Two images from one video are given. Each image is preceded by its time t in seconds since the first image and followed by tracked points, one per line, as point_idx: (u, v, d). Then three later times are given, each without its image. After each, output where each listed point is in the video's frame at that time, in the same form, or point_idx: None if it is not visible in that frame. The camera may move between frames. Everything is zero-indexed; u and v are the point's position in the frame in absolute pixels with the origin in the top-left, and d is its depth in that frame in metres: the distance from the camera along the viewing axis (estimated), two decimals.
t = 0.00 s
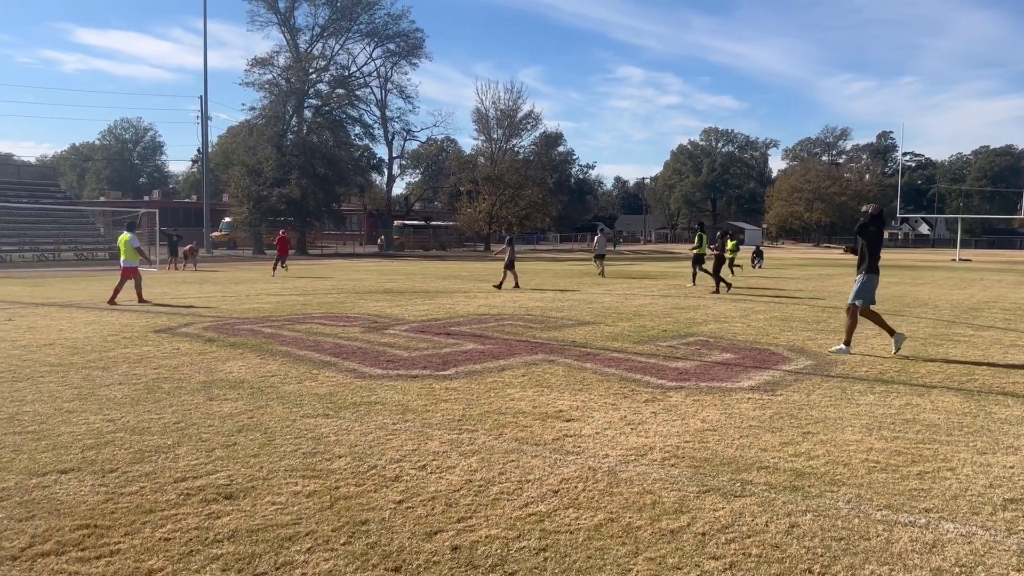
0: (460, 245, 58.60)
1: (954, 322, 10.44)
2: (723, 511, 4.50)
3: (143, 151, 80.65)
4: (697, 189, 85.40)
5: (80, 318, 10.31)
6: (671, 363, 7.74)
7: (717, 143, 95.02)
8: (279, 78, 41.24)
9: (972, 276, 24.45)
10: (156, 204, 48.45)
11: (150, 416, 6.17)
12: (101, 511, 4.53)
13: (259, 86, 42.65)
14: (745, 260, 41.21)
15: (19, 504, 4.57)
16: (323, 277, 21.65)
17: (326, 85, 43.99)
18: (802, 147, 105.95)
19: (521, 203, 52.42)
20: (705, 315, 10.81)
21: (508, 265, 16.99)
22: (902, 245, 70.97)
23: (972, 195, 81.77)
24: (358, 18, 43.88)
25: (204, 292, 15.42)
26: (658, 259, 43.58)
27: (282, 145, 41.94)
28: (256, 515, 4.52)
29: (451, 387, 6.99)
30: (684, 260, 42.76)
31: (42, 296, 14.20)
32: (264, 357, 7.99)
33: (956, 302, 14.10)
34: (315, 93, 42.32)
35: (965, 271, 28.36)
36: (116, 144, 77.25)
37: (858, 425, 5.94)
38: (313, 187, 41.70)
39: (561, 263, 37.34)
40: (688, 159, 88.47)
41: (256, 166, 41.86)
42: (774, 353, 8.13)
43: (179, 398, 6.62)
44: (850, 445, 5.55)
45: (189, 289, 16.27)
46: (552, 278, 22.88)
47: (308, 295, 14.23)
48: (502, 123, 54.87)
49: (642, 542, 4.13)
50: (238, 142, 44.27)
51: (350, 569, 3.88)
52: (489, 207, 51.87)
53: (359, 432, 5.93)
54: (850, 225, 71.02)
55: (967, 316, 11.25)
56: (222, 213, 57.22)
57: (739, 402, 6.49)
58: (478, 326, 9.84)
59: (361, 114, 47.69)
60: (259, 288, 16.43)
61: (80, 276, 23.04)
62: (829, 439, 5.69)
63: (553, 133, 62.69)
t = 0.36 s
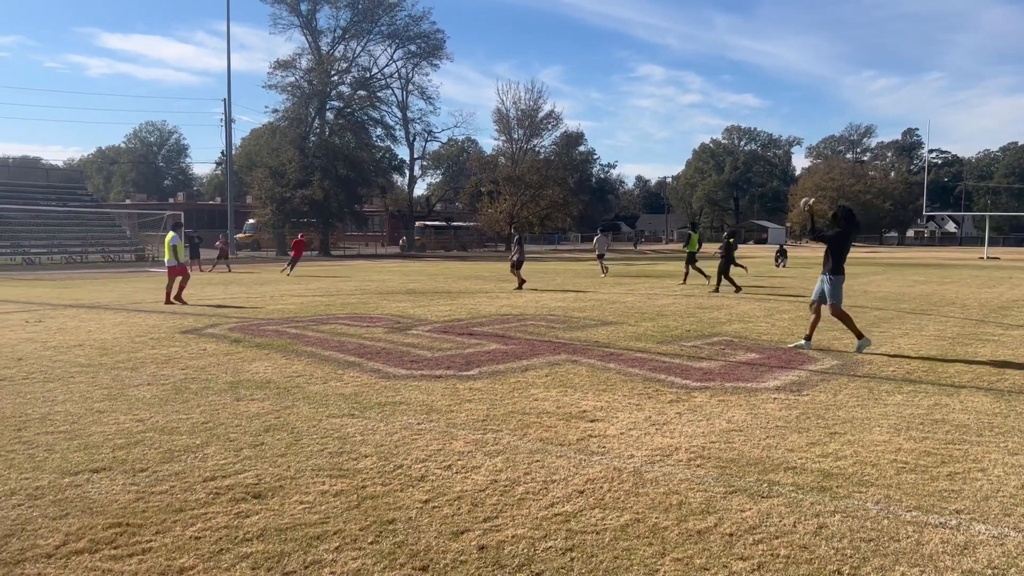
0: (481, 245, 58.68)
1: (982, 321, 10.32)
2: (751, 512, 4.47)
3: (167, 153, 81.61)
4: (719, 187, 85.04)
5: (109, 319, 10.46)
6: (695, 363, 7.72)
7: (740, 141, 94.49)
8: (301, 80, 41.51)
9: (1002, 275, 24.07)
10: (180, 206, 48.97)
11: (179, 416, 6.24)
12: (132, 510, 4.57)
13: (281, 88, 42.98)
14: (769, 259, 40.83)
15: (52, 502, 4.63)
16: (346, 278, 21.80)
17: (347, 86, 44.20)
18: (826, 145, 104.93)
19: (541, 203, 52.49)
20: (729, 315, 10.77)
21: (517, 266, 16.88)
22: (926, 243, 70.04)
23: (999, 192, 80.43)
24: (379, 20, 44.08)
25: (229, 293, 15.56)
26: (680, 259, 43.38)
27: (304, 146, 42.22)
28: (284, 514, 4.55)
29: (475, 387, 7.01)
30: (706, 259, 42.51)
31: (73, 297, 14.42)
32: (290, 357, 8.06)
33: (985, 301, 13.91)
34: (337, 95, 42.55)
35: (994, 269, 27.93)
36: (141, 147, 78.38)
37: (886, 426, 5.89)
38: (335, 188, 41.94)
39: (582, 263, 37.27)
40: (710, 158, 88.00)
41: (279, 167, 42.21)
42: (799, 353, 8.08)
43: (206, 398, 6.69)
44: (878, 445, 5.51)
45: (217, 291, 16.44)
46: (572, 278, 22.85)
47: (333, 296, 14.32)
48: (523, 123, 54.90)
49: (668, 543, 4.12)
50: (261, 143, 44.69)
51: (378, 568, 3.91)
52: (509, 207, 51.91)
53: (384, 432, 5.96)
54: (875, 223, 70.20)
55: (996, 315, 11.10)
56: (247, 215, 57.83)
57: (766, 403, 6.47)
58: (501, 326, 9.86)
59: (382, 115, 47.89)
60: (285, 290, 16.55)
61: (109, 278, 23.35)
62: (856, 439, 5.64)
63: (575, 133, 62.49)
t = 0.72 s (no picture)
0: (501, 243, 58.71)
1: (1012, 318, 10.15)
2: (775, 509, 4.45)
3: (190, 154, 82.46)
4: (741, 183, 84.56)
5: (136, 317, 10.61)
6: (717, 360, 7.69)
7: (762, 137, 93.85)
8: (322, 79, 41.72)
9: None
10: (202, 206, 49.55)
11: (204, 414, 6.32)
12: (160, 506, 4.63)
13: (302, 88, 43.25)
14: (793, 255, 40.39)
15: (82, 498, 4.71)
16: (367, 276, 21.92)
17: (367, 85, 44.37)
18: (850, 140, 103.75)
19: (562, 200, 52.26)
20: (751, 312, 10.71)
21: (526, 265, 16.73)
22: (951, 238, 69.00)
23: None
24: (399, 19, 44.17)
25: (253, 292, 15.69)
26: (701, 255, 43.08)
27: (325, 146, 42.45)
28: (309, 510, 4.59)
29: (497, 385, 7.04)
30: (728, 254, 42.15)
31: (101, 296, 14.64)
32: (313, 355, 8.12)
33: (1016, 297, 13.66)
34: (357, 94, 42.69)
35: None
36: (165, 148, 79.45)
37: (911, 423, 5.83)
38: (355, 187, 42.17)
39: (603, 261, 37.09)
40: (731, 154, 87.40)
41: (300, 167, 42.51)
42: (822, 350, 8.02)
43: (232, 396, 6.75)
44: (903, 442, 5.46)
45: (241, 289, 16.60)
46: (593, 275, 22.81)
47: (355, 294, 14.41)
48: (543, 120, 54.84)
49: (691, 540, 4.12)
50: (283, 143, 45.04)
51: (402, 564, 3.93)
52: (529, 204, 51.80)
53: (407, 429, 5.99)
54: (898, 218, 69.28)
55: None
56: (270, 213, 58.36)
57: (789, 401, 6.43)
58: (521, 324, 9.87)
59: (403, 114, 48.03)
60: (308, 288, 16.69)
61: (136, 276, 23.67)
62: (881, 436, 5.59)
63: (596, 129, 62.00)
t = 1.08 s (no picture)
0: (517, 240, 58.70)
1: None
2: (795, 505, 4.43)
3: (208, 152, 82.94)
4: (759, 179, 84.07)
5: (157, 315, 10.71)
6: (736, 357, 7.66)
7: (780, 132, 93.32)
8: (339, 78, 41.78)
9: None
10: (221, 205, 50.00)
11: (224, 410, 6.37)
12: (181, 502, 4.68)
13: (320, 87, 43.40)
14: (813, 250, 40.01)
15: (106, 493, 4.76)
16: (385, 274, 22.01)
17: (384, 83, 44.45)
18: (868, 135, 102.76)
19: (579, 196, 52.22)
20: (769, 308, 10.66)
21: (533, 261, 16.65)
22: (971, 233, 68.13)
23: None
24: (415, 16, 44.21)
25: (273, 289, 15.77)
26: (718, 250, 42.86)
27: (343, 144, 42.59)
28: (328, 506, 4.62)
29: (514, 381, 7.06)
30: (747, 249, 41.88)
31: (124, 294, 14.79)
32: (332, 352, 8.17)
33: None
34: (374, 92, 42.75)
35: None
36: (183, 147, 80.12)
37: (932, 419, 5.78)
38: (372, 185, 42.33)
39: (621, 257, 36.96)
40: (749, 149, 86.83)
41: (318, 165, 42.70)
42: (841, 346, 7.96)
43: (251, 393, 6.81)
44: (924, 439, 5.41)
45: (261, 287, 16.70)
46: (609, 271, 22.75)
47: (373, 292, 14.47)
48: (559, 117, 54.77)
49: (710, 536, 4.11)
50: (301, 141, 45.28)
51: (422, 559, 3.95)
52: (546, 202, 51.80)
53: (426, 426, 6.01)
54: (918, 213, 68.52)
55: None
56: (286, 211, 58.67)
57: (808, 396, 6.39)
58: (539, 321, 9.87)
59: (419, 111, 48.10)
60: (327, 286, 16.76)
61: (156, 275, 23.88)
62: (902, 432, 5.55)
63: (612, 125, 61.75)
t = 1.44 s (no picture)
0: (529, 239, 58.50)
1: None
2: (810, 504, 4.41)
3: (223, 153, 83.54)
4: (773, 176, 83.55)
5: (174, 315, 10.82)
6: (751, 355, 7.64)
7: (795, 129, 92.89)
8: (352, 78, 41.90)
9: None
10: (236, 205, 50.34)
11: (240, 410, 6.42)
12: (197, 502, 4.71)
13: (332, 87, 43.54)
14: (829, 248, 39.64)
15: (121, 493, 4.81)
16: (399, 274, 22.09)
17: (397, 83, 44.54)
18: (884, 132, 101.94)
19: (592, 195, 52.16)
20: (785, 306, 10.60)
21: (536, 261, 16.51)
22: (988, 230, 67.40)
23: None
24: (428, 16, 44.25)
25: (288, 290, 15.89)
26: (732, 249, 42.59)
27: (356, 144, 42.69)
28: (343, 505, 4.64)
29: (528, 380, 7.06)
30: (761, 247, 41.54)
31: (142, 295, 14.96)
32: (346, 352, 8.21)
33: None
34: (387, 92, 42.77)
35: None
36: (199, 148, 80.85)
37: (949, 418, 5.74)
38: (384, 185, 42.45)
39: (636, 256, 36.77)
40: (763, 147, 86.38)
41: (331, 165, 42.89)
42: (857, 345, 7.90)
43: (266, 393, 6.85)
44: (941, 437, 5.37)
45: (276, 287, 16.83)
46: (622, 270, 22.73)
47: (388, 291, 14.52)
48: (572, 115, 54.71)
49: (724, 536, 4.10)
50: (315, 142, 45.50)
51: (436, 559, 3.96)
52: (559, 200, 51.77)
53: (439, 425, 6.03)
54: (934, 209, 67.78)
55: None
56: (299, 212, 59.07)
57: (824, 395, 6.35)
58: (552, 320, 9.87)
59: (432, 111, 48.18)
60: (342, 285, 16.84)
61: (173, 275, 24.11)
62: (919, 431, 5.51)
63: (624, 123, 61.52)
